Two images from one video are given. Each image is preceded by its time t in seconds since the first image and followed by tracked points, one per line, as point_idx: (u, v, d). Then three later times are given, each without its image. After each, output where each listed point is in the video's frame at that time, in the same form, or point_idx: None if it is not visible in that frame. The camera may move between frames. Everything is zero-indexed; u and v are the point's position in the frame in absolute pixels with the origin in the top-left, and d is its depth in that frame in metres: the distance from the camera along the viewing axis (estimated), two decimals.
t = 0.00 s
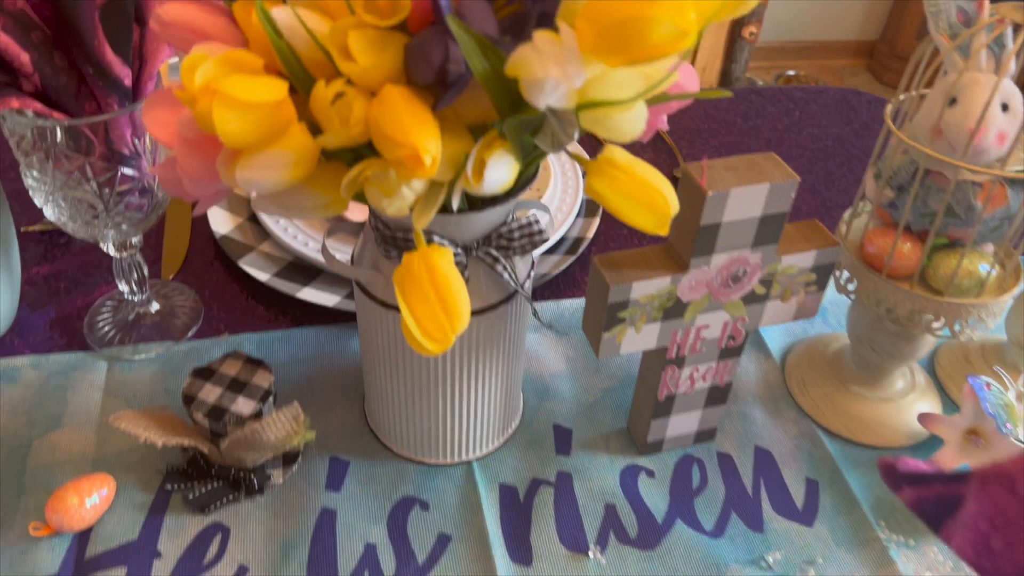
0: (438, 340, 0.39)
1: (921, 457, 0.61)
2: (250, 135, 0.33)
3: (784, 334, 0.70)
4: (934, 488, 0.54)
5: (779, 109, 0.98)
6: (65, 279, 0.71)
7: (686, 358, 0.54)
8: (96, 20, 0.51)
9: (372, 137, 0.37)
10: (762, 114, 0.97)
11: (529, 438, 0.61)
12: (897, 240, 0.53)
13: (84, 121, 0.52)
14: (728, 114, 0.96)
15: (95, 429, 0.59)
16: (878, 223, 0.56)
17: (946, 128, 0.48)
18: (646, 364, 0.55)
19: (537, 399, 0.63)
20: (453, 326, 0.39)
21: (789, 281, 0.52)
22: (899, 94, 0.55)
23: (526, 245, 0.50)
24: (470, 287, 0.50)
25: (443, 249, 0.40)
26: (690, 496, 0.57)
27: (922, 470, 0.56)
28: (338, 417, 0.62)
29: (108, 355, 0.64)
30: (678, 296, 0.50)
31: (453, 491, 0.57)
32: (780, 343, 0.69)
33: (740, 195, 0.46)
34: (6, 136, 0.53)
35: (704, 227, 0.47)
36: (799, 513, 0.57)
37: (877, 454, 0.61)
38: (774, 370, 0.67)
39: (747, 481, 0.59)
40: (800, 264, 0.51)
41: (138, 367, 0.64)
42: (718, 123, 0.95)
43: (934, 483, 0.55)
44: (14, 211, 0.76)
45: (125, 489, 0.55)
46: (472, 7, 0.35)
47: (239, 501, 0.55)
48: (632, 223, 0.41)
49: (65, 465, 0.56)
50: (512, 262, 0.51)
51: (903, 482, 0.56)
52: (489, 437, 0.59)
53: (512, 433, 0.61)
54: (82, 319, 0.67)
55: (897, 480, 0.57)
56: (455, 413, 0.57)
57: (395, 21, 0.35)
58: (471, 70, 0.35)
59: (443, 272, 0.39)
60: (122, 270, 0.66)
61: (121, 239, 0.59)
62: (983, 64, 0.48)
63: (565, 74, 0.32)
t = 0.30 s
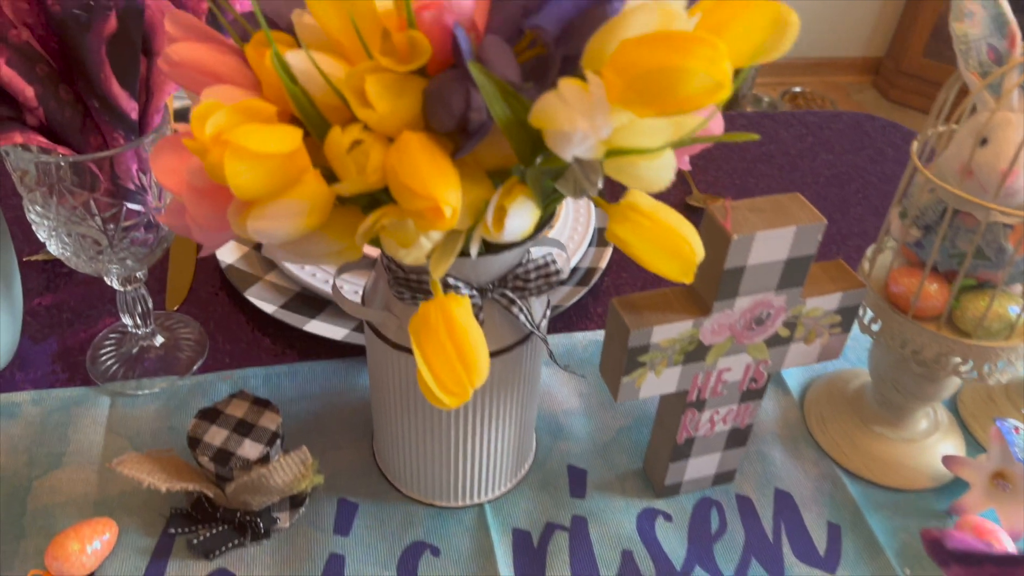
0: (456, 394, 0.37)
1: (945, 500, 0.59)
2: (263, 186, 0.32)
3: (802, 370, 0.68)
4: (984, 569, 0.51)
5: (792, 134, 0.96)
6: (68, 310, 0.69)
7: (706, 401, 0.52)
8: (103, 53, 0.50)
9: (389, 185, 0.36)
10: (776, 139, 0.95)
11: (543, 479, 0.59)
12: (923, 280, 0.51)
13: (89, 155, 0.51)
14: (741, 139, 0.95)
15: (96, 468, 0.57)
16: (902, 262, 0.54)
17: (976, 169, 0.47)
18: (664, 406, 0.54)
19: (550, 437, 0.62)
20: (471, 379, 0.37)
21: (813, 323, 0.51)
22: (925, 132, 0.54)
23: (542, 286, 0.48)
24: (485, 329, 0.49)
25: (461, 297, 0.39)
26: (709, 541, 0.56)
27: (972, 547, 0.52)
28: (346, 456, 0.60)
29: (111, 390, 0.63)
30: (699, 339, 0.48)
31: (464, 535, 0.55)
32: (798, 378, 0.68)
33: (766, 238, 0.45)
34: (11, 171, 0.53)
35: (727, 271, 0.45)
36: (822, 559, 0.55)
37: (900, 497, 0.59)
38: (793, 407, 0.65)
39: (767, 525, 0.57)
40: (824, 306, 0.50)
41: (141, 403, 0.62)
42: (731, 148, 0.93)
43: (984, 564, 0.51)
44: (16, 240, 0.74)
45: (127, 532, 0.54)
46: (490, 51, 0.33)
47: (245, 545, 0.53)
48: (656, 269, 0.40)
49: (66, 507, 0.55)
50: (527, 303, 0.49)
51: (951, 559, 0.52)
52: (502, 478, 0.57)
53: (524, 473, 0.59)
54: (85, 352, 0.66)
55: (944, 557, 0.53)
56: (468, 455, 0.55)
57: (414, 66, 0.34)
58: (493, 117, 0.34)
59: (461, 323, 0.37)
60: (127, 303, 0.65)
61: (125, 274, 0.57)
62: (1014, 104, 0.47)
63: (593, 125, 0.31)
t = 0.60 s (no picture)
0: (481, 432, 0.36)
1: (970, 533, 0.58)
2: (289, 222, 0.32)
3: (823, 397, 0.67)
4: None
5: (809, 153, 0.95)
6: (80, 331, 0.69)
7: (730, 432, 0.51)
8: (121, 76, 0.50)
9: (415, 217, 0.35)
10: (793, 158, 0.94)
11: (561, 508, 0.58)
12: (952, 311, 0.51)
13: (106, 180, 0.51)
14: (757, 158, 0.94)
15: (108, 495, 0.56)
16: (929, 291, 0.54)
17: (1009, 201, 0.46)
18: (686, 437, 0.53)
19: (568, 465, 0.61)
20: (497, 415, 0.36)
21: (840, 354, 0.50)
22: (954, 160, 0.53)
23: (564, 316, 0.47)
24: (506, 358, 0.48)
25: (486, 331, 0.38)
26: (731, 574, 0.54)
27: None
28: (361, 482, 0.59)
29: (123, 413, 0.62)
30: (725, 370, 0.47)
31: (481, 566, 0.54)
32: (819, 405, 0.67)
33: (794, 270, 0.44)
34: (28, 195, 0.52)
35: (755, 302, 0.44)
36: None
37: (926, 529, 0.58)
38: (815, 435, 0.64)
39: (790, 557, 0.56)
40: (851, 337, 0.49)
41: (154, 427, 0.61)
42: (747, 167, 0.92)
43: None
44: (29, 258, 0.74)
45: (139, 560, 0.53)
46: (520, 84, 0.33)
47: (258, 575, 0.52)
48: (685, 303, 0.39)
49: (78, 534, 0.54)
50: (549, 332, 0.48)
51: None
52: (520, 507, 0.56)
53: (542, 502, 0.58)
54: (97, 374, 0.65)
55: None
56: (486, 485, 0.54)
57: (443, 99, 0.33)
58: (522, 150, 0.33)
59: (487, 358, 0.37)
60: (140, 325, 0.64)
61: (140, 296, 0.57)
62: None
63: (628, 161, 0.30)
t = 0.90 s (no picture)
0: (502, 454, 0.36)
1: (992, 553, 0.57)
2: (310, 242, 0.31)
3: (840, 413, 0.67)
4: None
5: (823, 164, 0.94)
6: (90, 341, 0.68)
7: (750, 450, 0.51)
8: (135, 86, 0.50)
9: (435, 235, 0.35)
10: (806, 169, 0.93)
11: (575, 526, 0.57)
12: (976, 328, 0.50)
13: (119, 192, 0.51)
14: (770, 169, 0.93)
15: (119, 510, 0.56)
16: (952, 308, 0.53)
17: None
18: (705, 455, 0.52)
19: (582, 482, 0.60)
20: (517, 438, 0.36)
21: (862, 372, 0.49)
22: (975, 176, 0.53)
23: (583, 332, 0.46)
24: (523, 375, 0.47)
25: (506, 351, 0.37)
26: None
27: None
28: (372, 498, 0.59)
29: (133, 426, 0.61)
30: (746, 388, 0.46)
31: None
32: (837, 421, 0.66)
33: (818, 287, 0.43)
34: (40, 208, 0.52)
35: (778, 320, 0.44)
36: None
37: (946, 549, 0.57)
38: (832, 451, 0.63)
39: None
40: (874, 355, 0.48)
41: (164, 440, 0.61)
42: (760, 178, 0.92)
43: None
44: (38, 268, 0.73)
45: None
46: (543, 100, 0.32)
47: None
48: (709, 322, 0.38)
49: (87, 550, 0.53)
50: (567, 349, 0.47)
51: None
52: (534, 525, 0.56)
53: (557, 519, 0.58)
54: (107, 385, 0.65)
55: None
56: (501, 502, 0.53)
57: (465, 117, 0.33)
58: (546, 168, 0.33)
59: (507, 379, 0.36)
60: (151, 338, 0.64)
61: (151, 308, 0.56)
62: None
63: (656, 181, 0.29)
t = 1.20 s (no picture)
0: (534, 477, 0.35)
1: None
2: (347, 264, 0.31)
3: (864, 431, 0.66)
4: None
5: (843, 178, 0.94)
6: (109, 353, 0.68)
7: (778, 471, 0.50)
8: (162, 100, 0.50)
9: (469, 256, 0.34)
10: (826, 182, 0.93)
11: (599, 544, 0.57)
12: (1008, 349, 0.49)
13: (144, 206, 0.51)
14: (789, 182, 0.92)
15: (139, 524, 0.56)
16: (983, 328, 0.52)
17: None
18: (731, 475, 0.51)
19: (605, 500, 0.59)
20: (550, 461, 0.35)
21: (892, 393, 0.49)
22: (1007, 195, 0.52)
23: (610, 350, 0.46)
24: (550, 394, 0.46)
25: (539, 373, 0.37)
26: None
27: None
28: (394, 514, 0.58)
29: (153, 438, 0.61)
30: (776, 409, 0.46)
31: None
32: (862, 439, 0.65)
33: (852, 308, 0.42)
34: (65, 220, 0.52)
35: (810, 340, 0.43)
36: None
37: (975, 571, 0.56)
38: (857, 470, 0.63)
39: None
40: (905, 375, 0.48)
41: (184, 453, 0.61)
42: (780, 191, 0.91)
43: None
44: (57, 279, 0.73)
45: None
46: (580, 121, 0.32)
47: None
48: (744, 344, 0.37)
49: (108, 564, 0.53)
50: (595, 367, 0.47)
51: None
52: (557, 543, 0.55)
53: (580, 537, 0.57)
54: (127, 397, 0.64)
55: None
56: (524, 521, 0.53)
57: (502, 137, 0.32)
58: (583, 189, 0.32)
59: (540, 402, 0.35)
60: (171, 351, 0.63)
61: (172, 322, 0.57)
62: None
63: (702, 207, 0.28)
